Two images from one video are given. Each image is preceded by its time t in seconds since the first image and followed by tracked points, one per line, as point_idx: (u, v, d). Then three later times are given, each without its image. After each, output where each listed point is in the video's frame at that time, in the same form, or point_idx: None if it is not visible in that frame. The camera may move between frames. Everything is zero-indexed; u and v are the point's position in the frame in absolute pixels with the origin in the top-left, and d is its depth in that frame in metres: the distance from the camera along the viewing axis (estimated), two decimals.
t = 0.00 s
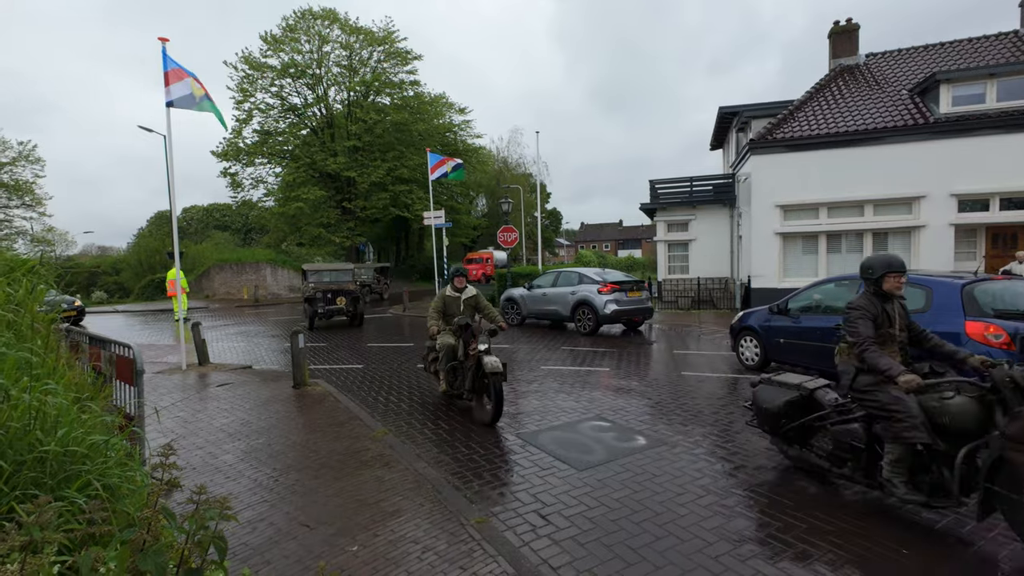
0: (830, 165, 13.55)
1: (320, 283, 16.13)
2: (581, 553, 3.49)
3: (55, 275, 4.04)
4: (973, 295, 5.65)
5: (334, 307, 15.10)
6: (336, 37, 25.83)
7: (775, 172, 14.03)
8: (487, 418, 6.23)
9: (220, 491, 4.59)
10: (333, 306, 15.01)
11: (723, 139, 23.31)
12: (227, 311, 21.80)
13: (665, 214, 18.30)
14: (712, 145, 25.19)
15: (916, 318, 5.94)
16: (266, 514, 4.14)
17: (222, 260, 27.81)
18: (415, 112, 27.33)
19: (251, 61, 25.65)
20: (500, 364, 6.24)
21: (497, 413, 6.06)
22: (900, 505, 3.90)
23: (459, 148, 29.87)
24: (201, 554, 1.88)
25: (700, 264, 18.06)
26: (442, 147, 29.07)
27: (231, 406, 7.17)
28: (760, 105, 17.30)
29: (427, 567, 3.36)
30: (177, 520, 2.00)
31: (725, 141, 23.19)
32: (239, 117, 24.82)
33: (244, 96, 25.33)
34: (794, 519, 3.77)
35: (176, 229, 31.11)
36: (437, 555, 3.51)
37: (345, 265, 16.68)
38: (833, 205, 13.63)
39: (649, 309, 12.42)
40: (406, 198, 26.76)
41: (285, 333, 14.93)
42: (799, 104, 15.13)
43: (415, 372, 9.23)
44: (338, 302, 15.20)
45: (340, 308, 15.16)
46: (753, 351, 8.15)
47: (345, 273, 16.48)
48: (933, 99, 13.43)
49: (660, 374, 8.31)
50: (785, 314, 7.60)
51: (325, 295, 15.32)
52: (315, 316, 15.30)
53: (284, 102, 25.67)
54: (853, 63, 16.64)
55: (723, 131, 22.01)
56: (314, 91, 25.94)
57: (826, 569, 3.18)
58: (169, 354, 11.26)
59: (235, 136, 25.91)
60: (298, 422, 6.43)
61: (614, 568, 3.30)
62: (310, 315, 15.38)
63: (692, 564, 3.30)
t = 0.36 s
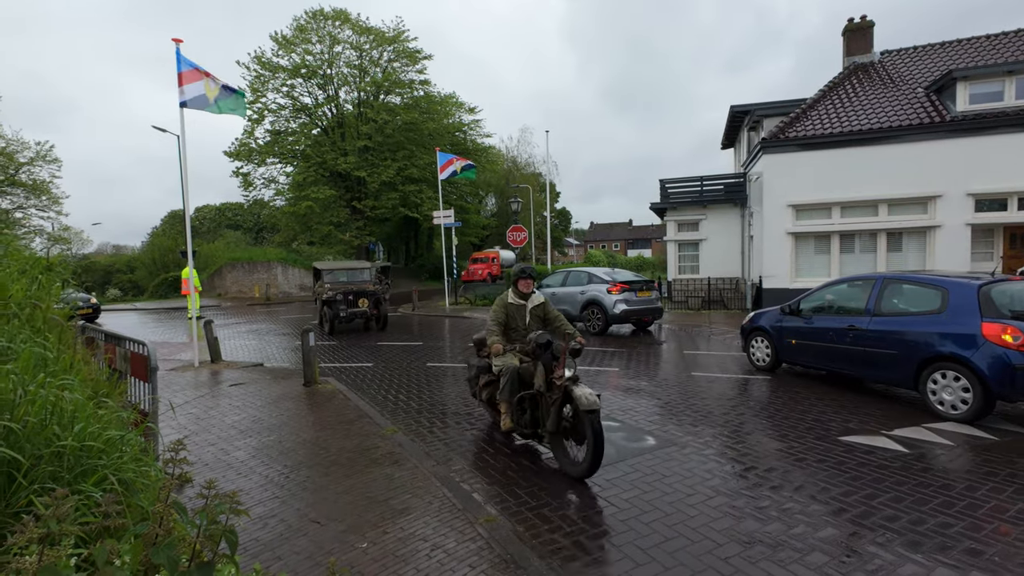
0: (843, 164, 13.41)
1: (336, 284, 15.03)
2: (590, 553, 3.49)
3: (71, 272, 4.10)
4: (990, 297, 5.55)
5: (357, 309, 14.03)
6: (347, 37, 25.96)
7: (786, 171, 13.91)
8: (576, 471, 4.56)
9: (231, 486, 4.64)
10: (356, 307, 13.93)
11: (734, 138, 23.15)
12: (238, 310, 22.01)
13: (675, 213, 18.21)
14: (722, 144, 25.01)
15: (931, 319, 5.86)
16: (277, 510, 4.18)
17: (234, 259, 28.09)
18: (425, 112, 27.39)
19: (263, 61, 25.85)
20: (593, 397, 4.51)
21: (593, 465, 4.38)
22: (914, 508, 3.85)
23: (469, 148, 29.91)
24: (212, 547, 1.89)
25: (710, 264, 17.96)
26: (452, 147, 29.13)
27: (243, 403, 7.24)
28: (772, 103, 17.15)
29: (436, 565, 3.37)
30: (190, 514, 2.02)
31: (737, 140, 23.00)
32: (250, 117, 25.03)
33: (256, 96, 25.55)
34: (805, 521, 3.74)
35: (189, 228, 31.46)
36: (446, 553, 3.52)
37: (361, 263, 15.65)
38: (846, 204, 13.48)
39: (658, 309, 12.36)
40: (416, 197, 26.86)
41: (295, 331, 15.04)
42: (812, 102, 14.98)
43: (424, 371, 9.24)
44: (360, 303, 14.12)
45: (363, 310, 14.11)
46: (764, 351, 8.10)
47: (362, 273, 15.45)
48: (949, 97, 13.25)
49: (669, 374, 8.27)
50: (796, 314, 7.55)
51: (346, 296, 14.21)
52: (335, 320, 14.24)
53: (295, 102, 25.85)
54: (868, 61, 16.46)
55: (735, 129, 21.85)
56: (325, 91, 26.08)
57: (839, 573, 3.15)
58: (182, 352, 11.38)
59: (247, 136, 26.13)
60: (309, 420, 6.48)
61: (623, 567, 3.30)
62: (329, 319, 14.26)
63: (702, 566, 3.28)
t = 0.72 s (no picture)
0: (852, 164, 13.32)
1: (354, 284, 13.77)
2: (596, 553, 3.48)
3: (81, 271, 4.13)
4: (1001, 297, 5.49)
5: (382, 313, 12.78)
6: (354, 37, 26.03)
7: (794, 171, 13.84)
8: None
9: (239, 483, 4.66)
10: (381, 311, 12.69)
11: (742, 138, 23.04)
12: (246, 308, 22.14)
13: (682, 213, 18.15)
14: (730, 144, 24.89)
15: (941, 320, 5.80)
16: (284, 508, 4.20)
17: (242, 258, 28.24)
18: (432, 111, 27.41)
19: (271, 61, 25.95)
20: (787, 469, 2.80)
21: None
22: (922, 511, 3.82)
23: (476, 148, 29.94)
24: (220, 543, 1.90)
25: (717, 264, 17.88)
26: (458, 146, 29.16)
27: (250, 401, 7.28)
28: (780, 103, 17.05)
29: (441, 564, 3.38)
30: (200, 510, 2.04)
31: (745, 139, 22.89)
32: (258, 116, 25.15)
33: (264, 96, 25.66)
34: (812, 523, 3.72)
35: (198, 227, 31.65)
36: (451, 551, 3.53)
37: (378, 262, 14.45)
38: (855, 204, 13.39)
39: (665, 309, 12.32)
40: (422, 197, 26.89)
41: (302, 329, 15.11)
42: (821, 101, 14.88)
43: (430, 370, 9.25)
44: (385, 306, 12.87)
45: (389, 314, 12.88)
46: (771, 352, 8.06)
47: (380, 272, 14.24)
48: (960, 96, 13.12)
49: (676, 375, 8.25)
50: (804, 315, 7.50)
51: (369, 298, 12.93)
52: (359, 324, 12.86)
53: (303, 102, 25.96)
54: (877, 60, 16.34)
55: (742, 129, 21.74)
56: (332, 90, 26.15)
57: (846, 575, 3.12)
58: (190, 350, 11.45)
59: (255, 135, 26.25)
60: (315, 418, 6.50)
61: (628, 568, 3.30)
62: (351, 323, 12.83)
63: (707, 566, 3.27)
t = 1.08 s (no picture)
0: (857, 163, 13.26)
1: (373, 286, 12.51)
2: (599, 553, 3.48)
3: (87, 268, 4.15)
4: (1008, 298, 5.45)
5: (409, 318, 11.59)
6: (359, 37, 26.07)
7: (799, 171, 13.79)
8: None
9: (242, 482, 4.68)
10: (410, 317, 11.50)
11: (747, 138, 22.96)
12: (251, 306, 22.23)
13: (687, 212, 18.11)
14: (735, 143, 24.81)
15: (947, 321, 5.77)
16: (288, 506, 4.21)
17: (246, 257, 28.32)
18: (436, 111, 27.43)
19: (276, 61, 26.01)
20: None
21: None
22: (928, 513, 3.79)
23: (480, 147, 29.95)
24: (222, 540, 1.90)
25: (722, 264, 17.82)
26: (462, 146, 29.17)
27: (254, 400, 7.29)
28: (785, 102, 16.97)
29: (444, 563, 3.38)
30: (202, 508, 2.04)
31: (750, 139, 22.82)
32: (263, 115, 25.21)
33: (269, 95, 25.74)
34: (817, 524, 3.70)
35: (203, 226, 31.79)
36: (454, 550, 3.52)
37: (397, 260, 13.21)
38: (861, 204, 13.33)
39: (669, 309, 12.29)
40: (426, 196, 26.88)
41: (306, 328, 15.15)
42: (826, 100, 14.81)
43: (433, 369, 9.25)
44: (413, 310, 11.68)
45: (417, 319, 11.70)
46: (776, 352, 8.02)
47: (400, 271, 13.01)
48: (967, 95, 13.03)
49: (680, 375, 8.23)
50: (809, 315, 7.46)
51: (394, 301, 11.67)
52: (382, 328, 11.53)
53: (308, 101, 26.02)
54: (884, 59, 16.24)
55: (747, 128, 21.65)
56: (337, 90, 26.21)
57: None
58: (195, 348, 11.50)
59: (260, 135, 26.34)
60: (319, 417, 6.51)
61: (632, 569, 3.28)
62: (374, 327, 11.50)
63: (710, 567, 3.26)
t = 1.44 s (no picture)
0: (861, 163, 13.22)
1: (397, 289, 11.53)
2: (601, 553, 3.47)
3: (90, 266, 4.15)
4: (1014, 299, 5.42)
5: (441, 324, 10.58)
6: (362, 36, 26.10)
7: (803, 171, 13.75)
8: None
9: (244, 480, 4.68)
10: (441, 323, 10.51)
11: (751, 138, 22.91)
12: (253, 305, 22.25)
13: (690, 212, 18.07)
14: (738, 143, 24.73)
15: (951, 321, 5.75)
16: (290, 504, 4.21)
17: (249, 256, 28.33)
18: (438, 111, 27.42)
19: (279, 60, 26.05)
20: None
21: None
22: (932, 514, 3.78)
23: (483, 147, 29.94)
24: (224, 537, 1.90)
25: (725, 264, 17.77)
26: (465, 145, 29.15)
27: (257, 398, 7.31)
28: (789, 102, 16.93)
29: (446, 562, 3.37)
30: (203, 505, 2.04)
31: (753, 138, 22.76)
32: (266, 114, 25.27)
33: (273, 95, 25.79)
34: (820, 525, 3.69)
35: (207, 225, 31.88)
36: (456, 550, 3.52)
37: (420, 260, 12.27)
38: (866, 204, 13.28)
39: (671, 309, 12.28)
40: (428, 195, 26.82)
41: (308, 327, 15.18)
42: (830, 100, 14.76)
43: (436, 369, 9.25)
44: (444, 315, 10.68)
45: (448, 325, 10.71)
46: (779, 353, 8.01)
47: (425, 272, 12.00)
48: (973, 95, 12.97)
49: (682, 375, 8.22)
50: (812, 315, 7.44)
51: (423, 305, 10.68)
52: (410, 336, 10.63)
53: (311, 101, 26.07)
54: (888, 58, 16.18)
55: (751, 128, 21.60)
56: (340, 89, 26.25)
57: None
58: (198, 347, 11.53)
59: (263, 134, 26.39)
60: (321, 415, 6.51)
61: (633, 569, 3.27)
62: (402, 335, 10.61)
63: (713, 568, 3.25)
